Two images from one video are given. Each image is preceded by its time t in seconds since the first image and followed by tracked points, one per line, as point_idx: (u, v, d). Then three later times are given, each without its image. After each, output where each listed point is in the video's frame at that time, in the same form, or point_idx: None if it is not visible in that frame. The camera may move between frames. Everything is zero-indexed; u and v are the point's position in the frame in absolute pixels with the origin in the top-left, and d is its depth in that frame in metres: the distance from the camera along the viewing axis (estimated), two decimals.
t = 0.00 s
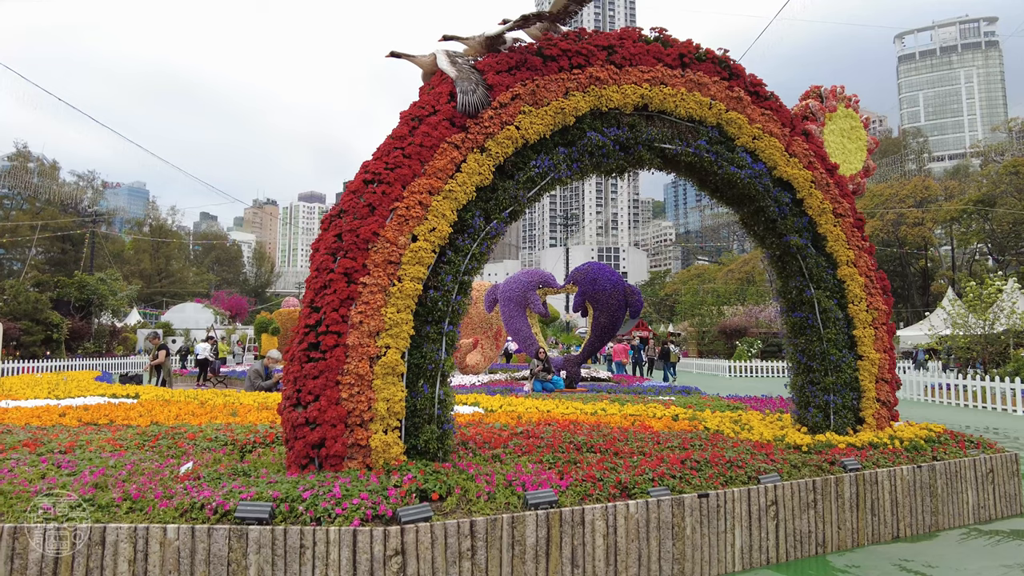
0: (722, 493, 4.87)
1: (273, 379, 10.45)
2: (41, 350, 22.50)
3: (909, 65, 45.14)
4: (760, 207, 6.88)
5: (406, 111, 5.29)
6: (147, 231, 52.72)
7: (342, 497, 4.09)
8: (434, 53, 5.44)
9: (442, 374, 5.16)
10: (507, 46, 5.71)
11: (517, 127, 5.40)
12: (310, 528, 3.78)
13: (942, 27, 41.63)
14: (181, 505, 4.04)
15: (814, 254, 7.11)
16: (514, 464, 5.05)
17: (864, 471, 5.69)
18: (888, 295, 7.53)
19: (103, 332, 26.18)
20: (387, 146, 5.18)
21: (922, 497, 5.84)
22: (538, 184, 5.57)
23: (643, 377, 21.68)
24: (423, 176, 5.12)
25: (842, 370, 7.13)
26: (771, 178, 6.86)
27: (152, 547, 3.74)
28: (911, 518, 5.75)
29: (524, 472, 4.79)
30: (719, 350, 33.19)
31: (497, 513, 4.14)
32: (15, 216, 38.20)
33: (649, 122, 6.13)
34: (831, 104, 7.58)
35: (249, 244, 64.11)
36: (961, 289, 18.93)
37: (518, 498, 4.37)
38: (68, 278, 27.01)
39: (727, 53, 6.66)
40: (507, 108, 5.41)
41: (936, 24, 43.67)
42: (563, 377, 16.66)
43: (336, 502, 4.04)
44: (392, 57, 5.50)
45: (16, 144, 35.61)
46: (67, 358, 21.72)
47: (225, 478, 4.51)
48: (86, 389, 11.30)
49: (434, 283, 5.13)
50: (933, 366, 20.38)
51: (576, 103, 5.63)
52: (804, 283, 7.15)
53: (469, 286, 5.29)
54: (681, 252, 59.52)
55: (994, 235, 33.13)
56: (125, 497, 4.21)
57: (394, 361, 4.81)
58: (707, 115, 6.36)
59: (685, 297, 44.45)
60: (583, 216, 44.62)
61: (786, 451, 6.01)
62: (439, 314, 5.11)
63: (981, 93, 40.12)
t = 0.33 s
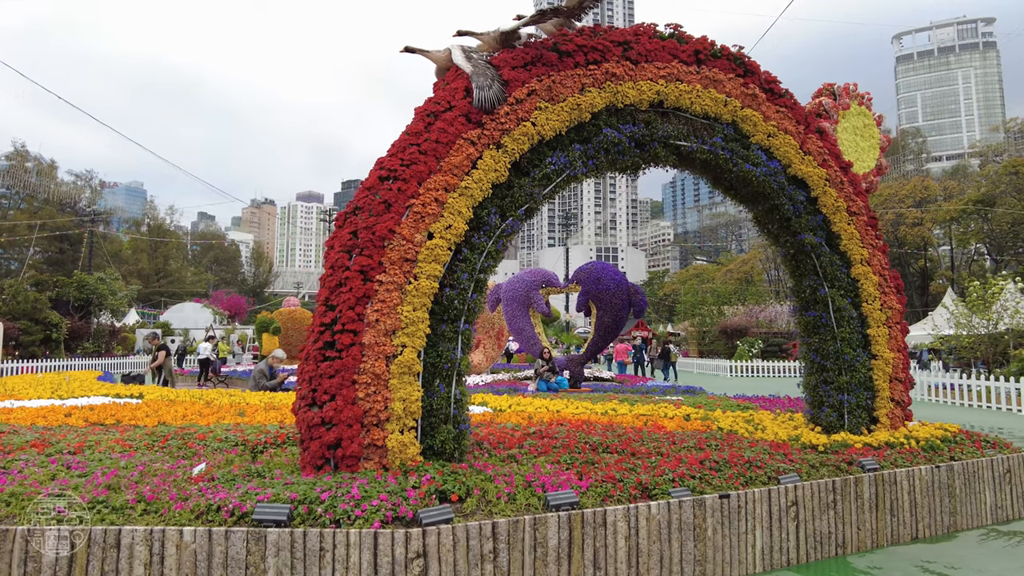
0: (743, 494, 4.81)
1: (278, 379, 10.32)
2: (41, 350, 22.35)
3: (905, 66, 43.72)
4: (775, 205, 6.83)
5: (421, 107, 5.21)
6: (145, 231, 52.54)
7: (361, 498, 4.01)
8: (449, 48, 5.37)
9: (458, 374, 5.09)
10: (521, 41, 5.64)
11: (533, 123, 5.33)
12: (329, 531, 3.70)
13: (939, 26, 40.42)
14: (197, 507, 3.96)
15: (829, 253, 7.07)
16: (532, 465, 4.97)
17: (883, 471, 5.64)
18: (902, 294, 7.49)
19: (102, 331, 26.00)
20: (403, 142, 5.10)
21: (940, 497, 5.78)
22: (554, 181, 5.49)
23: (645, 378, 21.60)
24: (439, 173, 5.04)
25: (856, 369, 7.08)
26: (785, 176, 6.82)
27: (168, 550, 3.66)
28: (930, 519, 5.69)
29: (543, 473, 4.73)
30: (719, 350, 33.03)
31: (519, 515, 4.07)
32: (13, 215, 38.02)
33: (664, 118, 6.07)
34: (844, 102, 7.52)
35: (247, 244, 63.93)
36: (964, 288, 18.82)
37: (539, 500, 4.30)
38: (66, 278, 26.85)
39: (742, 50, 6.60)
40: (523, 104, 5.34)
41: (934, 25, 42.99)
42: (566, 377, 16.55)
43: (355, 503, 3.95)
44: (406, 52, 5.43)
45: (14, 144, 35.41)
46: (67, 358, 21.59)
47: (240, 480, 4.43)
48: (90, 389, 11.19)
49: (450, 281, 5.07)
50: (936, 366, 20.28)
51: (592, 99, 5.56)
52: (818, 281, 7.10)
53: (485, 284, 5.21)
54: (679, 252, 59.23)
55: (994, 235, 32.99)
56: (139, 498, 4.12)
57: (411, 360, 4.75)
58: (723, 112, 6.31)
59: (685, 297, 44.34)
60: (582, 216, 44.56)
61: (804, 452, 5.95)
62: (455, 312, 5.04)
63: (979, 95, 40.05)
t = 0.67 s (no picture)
0: (767, 493, 4.74)
1: (283, 378, 10.22)
2: (41, 349, 22.19)
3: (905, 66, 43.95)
4: (792, 200, 6.75)
5: (438, 100, 5.11)
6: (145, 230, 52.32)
7: (382, 499, 3.92)
8: (465, 41, 5.27)
9: (476, 371, 5.00)
10: (537, 34, 5.56)
11: (551, 117, 5.24)
12: (351, 533, 3.60)
13: (938, 26, 40.03)
14: (213, 508, 3.85)
15: (846, 249, 6.99)
16: (552, 464, 4.88)
17: (905, 470, 5.55)
18: (919, 291, 7.41)
19: (103, 331, 25.82)
20: (420, 135, 5.00)
21: (963, 497, 5.70)
22: (571, 176, 5.40)
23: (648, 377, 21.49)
24: (456, 167, 4.95)
25: (873, 367, 7.00)
26: (802, 172, 6.75)
27: (186, 552, 3.56)
28: (953, 518, 5.61)
29: (564, 472, 4.64)
30: (721, 349, 32.79)
31: (543, 515, 3.99)
32: (12, 215, 37.85)
33: (681, 112, 5.98)
34: (860, 97, 7.42)
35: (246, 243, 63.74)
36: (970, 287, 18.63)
37: (562, 500, 4.22)
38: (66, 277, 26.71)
39: (759, 44, 6.52)
40: (541, 97, 5.25)
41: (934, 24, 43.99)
42: (571, 376, 16.44)
43: (376, 503, 3.85)
44: (421, 45, 5.33)
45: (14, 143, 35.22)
46: (68, 358, 21.47)
47: (256, 479, 4.33)
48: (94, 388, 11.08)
49: (467, 278, 4.98)
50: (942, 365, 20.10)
51: (610, 93, 5.48)
52: (835, 278, 7.02)
53: (502, 280, 5.12)
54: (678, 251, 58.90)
55: (995, 234, 32.56)
56: (154, 498, 4.02)
57: (428, 357, 4.66)
58: (740, 106, 6.24)
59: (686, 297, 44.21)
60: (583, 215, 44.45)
61: (824, 450, 5.87)
62: (473, 309, 4.95)
63: (978, 93, 40.44)
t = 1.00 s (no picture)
0: (792, 497, 4.65)
1: (289, 378, 10.12)
2: (42, 349, 22.05)
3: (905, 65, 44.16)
4: (810, 198, 6.65)
5: (454, 95, 5.01)
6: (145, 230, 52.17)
7: (402, 505, 3.80)
8: (481, 35, 5.17)
9: (494, 372, 4.90)
10: (554, 29, 5.46)
11: (569, 112, 5.13)
12: (372, 541, 3.49)
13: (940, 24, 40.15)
14: (229, 515, 3.73)
15: (864, 248, 6.89)
16: (572, 468, 4.78)
17: (929, 472, 5.46)
18: (937, 290, 7.30)
19: (104, 330, 25.67)
20: (436, 131, 4.89)
21: (987, 500, 5.60)
22: (589, 173, 5.29)
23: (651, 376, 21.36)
24: (473, 164, 4.85)
25: (892, 367, 6.90)
26: (820, 169, 6.67)
27: (202, 561, 3.44)
28: (977, 521, 5.50)
29: (586, 477, 4.54)
30: (723, 349, 32.01)
31: (567, 521, 3.89)
32: (12, 214, 37.67)
33: (699, 109, 5.89)
34: (877, 93, 7.31)
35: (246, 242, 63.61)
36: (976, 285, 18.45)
37: (585, 505, 4.12)
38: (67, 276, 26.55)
39: (777, 39, 6.42)
40: (558, 92, 5.14)
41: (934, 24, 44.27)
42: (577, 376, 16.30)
43: (396, 510, 3.74)
44: (436, 39, 5.23)
45: (14, 142, 35.08)
46: (69, 358, 21.33)
47: (271, 485, 4.21)
48: (97, 389, 10.96)
49: (484, 277, 4.87)
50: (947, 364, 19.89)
51: (629, 88, 5.37)
52: (852, 277, 6.92)
53: (520, 279, 5.01)
54: (677, 250, 58.58)
55: (996, 232, 32.13)
56: (167, 504, 3.89)
57: (446, 358, 4.56)
58: (758, 103, 6.15)
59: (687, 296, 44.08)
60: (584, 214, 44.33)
61: (845, 452, 5.77)
62: (491, 309, 4.85)
63: (979, 92, 40.56)
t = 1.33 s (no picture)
0: (817, 502, 4.57)
1: (295, 379, 10.05)
2: (43, 349, 21.91)
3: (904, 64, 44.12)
4: (828, 197, 6.57)
5: (471, 93, 4.91)
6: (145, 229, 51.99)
7: (424, 512, 3.71)
8: (498, 32, 5.08)
9: (511, 375, 4.81)
10: (570, 26, 5.37)
11: (587, 110, 5.03)
12: (394, 550, 3.40)
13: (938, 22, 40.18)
14: (246, 524, 3.62)
15: (880, 248, 6.81)
16: (592, 472, 4.69)
17: (952, 477, 5.37)
18: (954, 290, 7.21)
19: (104, 330, 25.54)
20: (453, 130, 4.80)
21: (1011, 503, 5.52)
22: (607, 172, 5.20)
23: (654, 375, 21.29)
24: (491, 163, 4.75)
25: (909, 369, 6.81)
26: (838, 168, 6.59)
27: (220, 572, 3.34)
28: (1002, 526, 5.42)
29: (608, 482, 4.45)
30: (726, 348, 31.87)
31: (592, 529, 3.80)
32: (12, 214, 37.49)
33: (717, 107, 5.80)
34: (893, 91, 7.21)
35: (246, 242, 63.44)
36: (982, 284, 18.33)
37: (609, 511, 4.05)
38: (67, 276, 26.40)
39: (795, 36, 6.33)
40: (577, 90, 5.04)
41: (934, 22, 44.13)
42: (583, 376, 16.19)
43: (418, 517, 3.65)
44: (452, 36, 5.14)
45: (13, 142, 34.92)
46: (70, 358, 21.23)
47: (287, 491, 4.10)
48: (102, 389, 10.88)
49: (502, 279, 4.77)
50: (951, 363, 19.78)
51: (647, 86, 5.28)
52: (869, 278, 6.84)
53: (538, 280, 4.92)
54: (678, 249, 58.45)
55: (998, 231, 31.93)
56: (182, 512, 3.78)
57: (464, 361, 4.47)
58: (777, 101, 6.07)
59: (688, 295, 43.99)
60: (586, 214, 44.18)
61: (866, 456, 5.68)
62: (509, 311, 4.76)
63: (979, 91, 40.09)
